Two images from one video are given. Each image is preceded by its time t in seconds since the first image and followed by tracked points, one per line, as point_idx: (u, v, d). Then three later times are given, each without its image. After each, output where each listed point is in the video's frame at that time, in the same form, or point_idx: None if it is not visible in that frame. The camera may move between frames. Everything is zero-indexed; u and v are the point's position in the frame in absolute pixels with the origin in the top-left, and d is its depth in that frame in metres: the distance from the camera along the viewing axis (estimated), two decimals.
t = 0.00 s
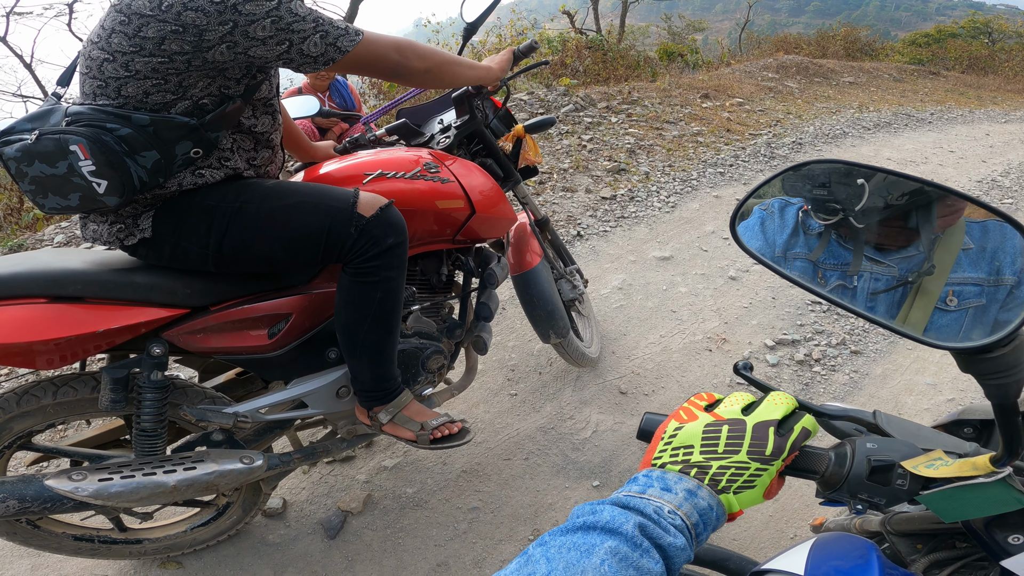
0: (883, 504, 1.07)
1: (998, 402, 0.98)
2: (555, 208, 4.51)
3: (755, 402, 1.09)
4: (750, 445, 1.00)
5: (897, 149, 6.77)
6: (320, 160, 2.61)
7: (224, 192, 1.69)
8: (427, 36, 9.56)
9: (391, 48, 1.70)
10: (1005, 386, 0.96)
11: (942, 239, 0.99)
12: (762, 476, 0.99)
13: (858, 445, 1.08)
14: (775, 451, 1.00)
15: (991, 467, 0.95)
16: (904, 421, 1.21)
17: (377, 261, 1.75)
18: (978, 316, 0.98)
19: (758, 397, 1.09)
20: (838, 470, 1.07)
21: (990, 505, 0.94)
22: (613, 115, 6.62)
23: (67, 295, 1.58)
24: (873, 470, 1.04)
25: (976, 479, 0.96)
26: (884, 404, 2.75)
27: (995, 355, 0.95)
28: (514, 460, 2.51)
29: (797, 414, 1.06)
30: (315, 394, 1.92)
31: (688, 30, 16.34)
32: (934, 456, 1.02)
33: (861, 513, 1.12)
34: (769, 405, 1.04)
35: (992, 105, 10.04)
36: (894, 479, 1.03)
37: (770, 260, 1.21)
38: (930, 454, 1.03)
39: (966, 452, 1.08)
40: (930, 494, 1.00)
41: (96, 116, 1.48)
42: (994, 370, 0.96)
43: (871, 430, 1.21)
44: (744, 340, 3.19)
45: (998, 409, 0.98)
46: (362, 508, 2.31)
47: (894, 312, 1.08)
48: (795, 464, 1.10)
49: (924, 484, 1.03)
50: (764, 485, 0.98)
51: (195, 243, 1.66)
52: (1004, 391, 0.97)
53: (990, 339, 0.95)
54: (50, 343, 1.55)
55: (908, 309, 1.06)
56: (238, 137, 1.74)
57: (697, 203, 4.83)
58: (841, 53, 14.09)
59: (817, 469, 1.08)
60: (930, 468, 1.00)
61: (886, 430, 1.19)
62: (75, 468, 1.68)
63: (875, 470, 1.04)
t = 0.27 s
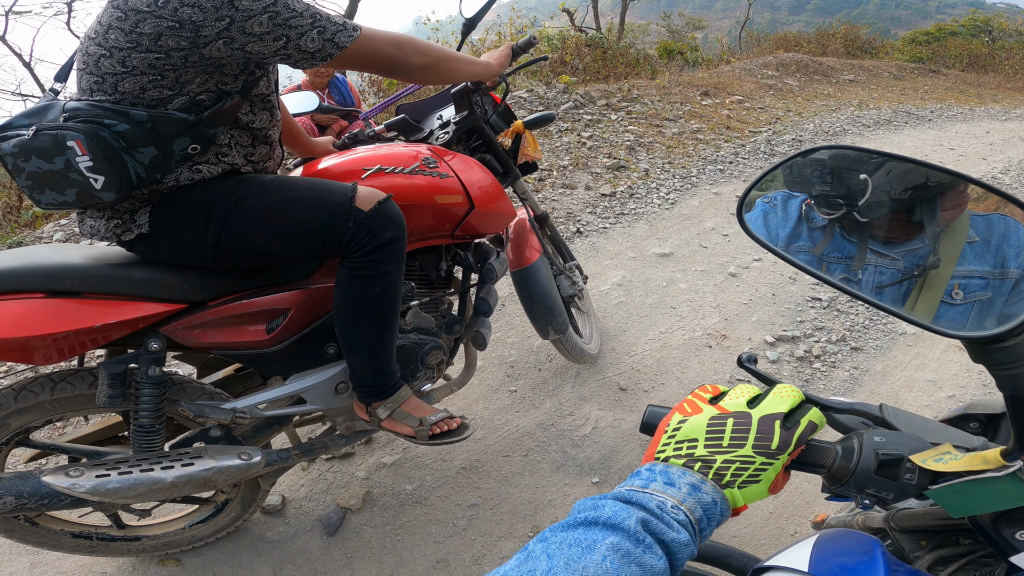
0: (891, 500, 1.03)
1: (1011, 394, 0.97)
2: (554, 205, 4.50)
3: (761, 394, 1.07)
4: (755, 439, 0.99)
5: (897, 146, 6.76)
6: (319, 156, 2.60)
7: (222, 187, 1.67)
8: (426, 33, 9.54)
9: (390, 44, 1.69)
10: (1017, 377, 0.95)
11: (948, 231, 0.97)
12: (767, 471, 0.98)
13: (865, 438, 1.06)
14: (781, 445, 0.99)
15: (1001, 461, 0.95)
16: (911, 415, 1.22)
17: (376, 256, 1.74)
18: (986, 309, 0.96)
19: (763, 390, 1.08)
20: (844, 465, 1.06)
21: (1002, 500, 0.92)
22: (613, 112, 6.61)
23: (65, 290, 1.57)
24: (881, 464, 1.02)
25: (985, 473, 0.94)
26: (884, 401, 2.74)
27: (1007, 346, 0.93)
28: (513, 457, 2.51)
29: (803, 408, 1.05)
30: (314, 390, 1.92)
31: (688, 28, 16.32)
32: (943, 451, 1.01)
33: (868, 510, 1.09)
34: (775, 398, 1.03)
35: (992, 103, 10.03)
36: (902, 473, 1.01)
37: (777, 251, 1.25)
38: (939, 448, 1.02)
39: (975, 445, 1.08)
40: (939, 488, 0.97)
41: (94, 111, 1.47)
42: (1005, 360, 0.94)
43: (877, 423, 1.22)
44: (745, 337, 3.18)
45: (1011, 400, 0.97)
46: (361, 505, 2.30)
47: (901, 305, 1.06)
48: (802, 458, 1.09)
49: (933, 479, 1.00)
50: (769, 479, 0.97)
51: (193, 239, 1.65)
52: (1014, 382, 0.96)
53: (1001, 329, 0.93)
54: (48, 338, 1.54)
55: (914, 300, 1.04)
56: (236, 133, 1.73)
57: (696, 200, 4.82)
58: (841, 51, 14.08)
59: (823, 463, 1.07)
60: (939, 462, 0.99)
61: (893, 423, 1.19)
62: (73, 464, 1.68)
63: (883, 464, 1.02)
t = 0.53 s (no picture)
0: (894, 494, 1.03)
1: (1016, 385, 0.98)
2: (554, 202, 4.49)
3: (763, 386, 1.07)
4: (757, 433, 0.98)
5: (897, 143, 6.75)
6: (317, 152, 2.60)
7: (220, 182, 1.67)
8: (425, 31, 9.52)
9: (386, 38, 1.69)
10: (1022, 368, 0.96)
11: (950, 225, 0.96)
12: (768, 464, 0.97)
13: (868, 431, 1.05)
14: (782, 439, 0.98)
15: (1005, 454, 0.94)
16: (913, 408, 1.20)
17: (374, 251, 1.74)
18: (990, 301, 0.96)
19: (765, 383, 1.07)
20: (847, 458, 1.05)
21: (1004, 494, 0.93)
22: (612, 109, 6.60)
23: (63, 286, 1.56)
24: (884, 458, 1.01)
25: (989, 467, 0.94)
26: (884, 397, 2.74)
27: (1012, 336, 0.95)
28: (513, 453, 2.50)
29: (805, 401, 1.04)
30: (312, 386, 1.91)
31: (687, 25, 16.30)
32: (946, 445, 1.00)
33: (870, 503, 1.08)
34: (777, 391, 1.02)
35: (991, 100, 10.03)
36: (905, 467, 1.00)
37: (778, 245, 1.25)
38: (941, 442, 1.02)
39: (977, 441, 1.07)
40: (941, 482, 0.98)
41: (91, 107, 1.47)
42: (1010, 350, 0.96)
43: (879, 417, 1.21)
44: (744, 333, 3.18)
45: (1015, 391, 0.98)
46: (361, 502, 2.30)
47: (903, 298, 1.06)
48: (803, 451, 1.07)
49: (936, 472, 1.00)
50: (770, 473, 0.97)
51: (191, 235, 1.65)
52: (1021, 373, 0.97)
53: (1008, 318, 0.93)
54: (47, 336, 1.54)
55: (917, 292, 1.04)
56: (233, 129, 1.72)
57: (696, 196, 4.82)
58: (841, 49, 14.07)
59: (825, 457, 1.06)
60: (942, 456, 0.98)
61: (895, 416, 1.18)
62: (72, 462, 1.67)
63: (886, 458, 1.01)
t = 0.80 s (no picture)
0: (864, 493, 1.02)
1: (981, 381, 0.94)
2: (551, 199, 4.49)
3: (733, 382, 1.07)
4: (724, 429, 0.98)
5: (896, 141, 6.74)
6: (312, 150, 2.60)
7: (209, 180, 1.66)
8: (424, 28, 9.50)
9: (374, 34, 1.69)
10: (987, 363, 0.92)
11: (944, 221, 0.96)
12: (736, 462, 0.97)
13: (837, 429, 1.05)
14: (749, 436, 0.98)
15: (973, 454, 0.93)
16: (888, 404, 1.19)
17: (364, 248, 1.73)
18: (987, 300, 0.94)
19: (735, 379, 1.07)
20: (816, 456, 1.05)
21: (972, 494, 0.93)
22: (610, 106, 6.59)
23: (52, 283, 1.56)
24: (852, 456, 1.01)
25: (958, 466, 0.94)
26: (880, 394, 2.74)
27: (974, 328, 0.92)
28: (507, 451, 2.50)
29: (775, 397, 1.04)
30: (304, 383, 1.91)
31: (686, 23, 16.28)
32: (916, 443, 1.00)
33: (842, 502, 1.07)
34: (746, 388, 1.02)
35: (991, 98, 10.02)
36: (874, 465, 1.00)
37: (766, 245, 1.23)
38: (912, 440, 1.01)
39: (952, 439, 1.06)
40: (911, 481, 0.97)
41: (80, 105, 1.46)
42: (975, 345, 0.93)
43: (854, 415, 1.19)
44: (740, 330, 3.18)
45: (980, 387, 0.94)
46: (354, 499, 2.30)
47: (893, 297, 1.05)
48: (774, 449, 1.07)
49: (905, 471, 1.00)
50: (739, 470, 0.97)
51: (180, 232, 1.64)
52: (985, 368, 0.93)
53: (969, 311, 0.92)
54: (37, 332, 1.54)
55: (908, 291, 1.03)
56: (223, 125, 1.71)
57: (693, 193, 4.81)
58: (840, 47, 14.05)
59: (796, 455, 1.06)
60: (912, 454, 0.98)
61: (869, 414, 1.16)
62: (63, 458, 1.67)
63: (854, 455, 1.01)
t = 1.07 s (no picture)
0: (852, 494, 1.00)
1: (970, 380, 0.94)
2: (550, 194, 4.47)
3: (720, 381, 1.04)
4: (710, 429, 0.96)
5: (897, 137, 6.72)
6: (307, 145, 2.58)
7: (200, 174, 1.65)
8: (423, 24, 9.46)
9: (364, 26, 1.65)
10: (976, 362, 0.92)
11: (947, 218, 0.94)
12: (722, 462, 0.95)
13: (826, 429, 1.03)
14: (736, 436, 0.96)
15: (964, 455, 0.93)
16: (880, 404, 1.18)
17: (358, 243, 1.72)
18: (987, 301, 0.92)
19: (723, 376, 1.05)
20: (804, 456, 1.02)
21: (963, 494, 0.92)
22: (610, 102, 6.56)
23: (43, 279, 1.55)
24: (841, 456, 0.99)
25: (948, 467, 0.93)
26: (879, 391, 2.72)
27: (962, 327, 0.92)
28: (505, 447, 2.49)
29: (762, 396, 1.02)
30: (299, 379, 1.90)
31: (687, 19, 16.23)
32: (906, 444, 0.98)
33: (830, 504, 1.05)
34: (733, 387, 1.00)
35: (993, 95, 9.99)
36: (863, 466, 0.98)
37: (761, 241, 1.22)
38: (902, 441, 0.99)
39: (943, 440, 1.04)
40: (901, 482, 0.96)
41: (67, 100, 1.45)
42: (964, 344, 0.92)
43: (845, 414, 1.18)
44: (739, 327, 3.16)
45: (969, 387, 0.94)
46: (351, 496, 2.29)
47: (888, 297, 1.04)
48: (761, 449, 1.05)
49: (896, 472, 0.99)
50: (725, 471, 0.95)
51: (172, 227, 1.63)
52: (974, 367, 0.92)
53: (958, 308, 0.92)
54: (29, 328, 1.53)
55: (903, 291, 1.01)
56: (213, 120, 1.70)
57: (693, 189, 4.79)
58: (841, 43, 14.01)
59: (783, 455, 1.04)
60: (902, 455, 0.96)
61: (860, 414, 1.15)
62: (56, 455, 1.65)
63: (843, 456, 0.99)
